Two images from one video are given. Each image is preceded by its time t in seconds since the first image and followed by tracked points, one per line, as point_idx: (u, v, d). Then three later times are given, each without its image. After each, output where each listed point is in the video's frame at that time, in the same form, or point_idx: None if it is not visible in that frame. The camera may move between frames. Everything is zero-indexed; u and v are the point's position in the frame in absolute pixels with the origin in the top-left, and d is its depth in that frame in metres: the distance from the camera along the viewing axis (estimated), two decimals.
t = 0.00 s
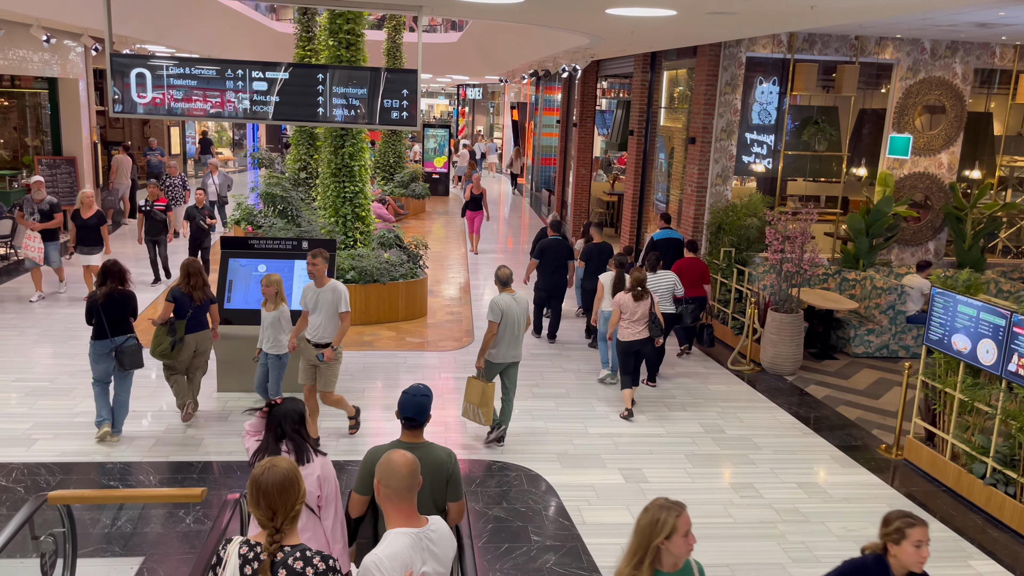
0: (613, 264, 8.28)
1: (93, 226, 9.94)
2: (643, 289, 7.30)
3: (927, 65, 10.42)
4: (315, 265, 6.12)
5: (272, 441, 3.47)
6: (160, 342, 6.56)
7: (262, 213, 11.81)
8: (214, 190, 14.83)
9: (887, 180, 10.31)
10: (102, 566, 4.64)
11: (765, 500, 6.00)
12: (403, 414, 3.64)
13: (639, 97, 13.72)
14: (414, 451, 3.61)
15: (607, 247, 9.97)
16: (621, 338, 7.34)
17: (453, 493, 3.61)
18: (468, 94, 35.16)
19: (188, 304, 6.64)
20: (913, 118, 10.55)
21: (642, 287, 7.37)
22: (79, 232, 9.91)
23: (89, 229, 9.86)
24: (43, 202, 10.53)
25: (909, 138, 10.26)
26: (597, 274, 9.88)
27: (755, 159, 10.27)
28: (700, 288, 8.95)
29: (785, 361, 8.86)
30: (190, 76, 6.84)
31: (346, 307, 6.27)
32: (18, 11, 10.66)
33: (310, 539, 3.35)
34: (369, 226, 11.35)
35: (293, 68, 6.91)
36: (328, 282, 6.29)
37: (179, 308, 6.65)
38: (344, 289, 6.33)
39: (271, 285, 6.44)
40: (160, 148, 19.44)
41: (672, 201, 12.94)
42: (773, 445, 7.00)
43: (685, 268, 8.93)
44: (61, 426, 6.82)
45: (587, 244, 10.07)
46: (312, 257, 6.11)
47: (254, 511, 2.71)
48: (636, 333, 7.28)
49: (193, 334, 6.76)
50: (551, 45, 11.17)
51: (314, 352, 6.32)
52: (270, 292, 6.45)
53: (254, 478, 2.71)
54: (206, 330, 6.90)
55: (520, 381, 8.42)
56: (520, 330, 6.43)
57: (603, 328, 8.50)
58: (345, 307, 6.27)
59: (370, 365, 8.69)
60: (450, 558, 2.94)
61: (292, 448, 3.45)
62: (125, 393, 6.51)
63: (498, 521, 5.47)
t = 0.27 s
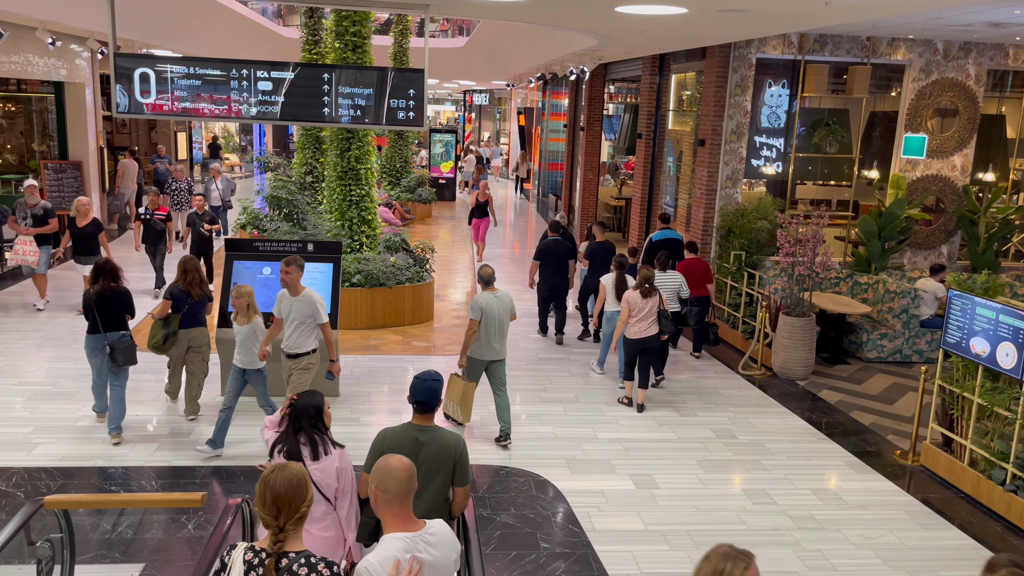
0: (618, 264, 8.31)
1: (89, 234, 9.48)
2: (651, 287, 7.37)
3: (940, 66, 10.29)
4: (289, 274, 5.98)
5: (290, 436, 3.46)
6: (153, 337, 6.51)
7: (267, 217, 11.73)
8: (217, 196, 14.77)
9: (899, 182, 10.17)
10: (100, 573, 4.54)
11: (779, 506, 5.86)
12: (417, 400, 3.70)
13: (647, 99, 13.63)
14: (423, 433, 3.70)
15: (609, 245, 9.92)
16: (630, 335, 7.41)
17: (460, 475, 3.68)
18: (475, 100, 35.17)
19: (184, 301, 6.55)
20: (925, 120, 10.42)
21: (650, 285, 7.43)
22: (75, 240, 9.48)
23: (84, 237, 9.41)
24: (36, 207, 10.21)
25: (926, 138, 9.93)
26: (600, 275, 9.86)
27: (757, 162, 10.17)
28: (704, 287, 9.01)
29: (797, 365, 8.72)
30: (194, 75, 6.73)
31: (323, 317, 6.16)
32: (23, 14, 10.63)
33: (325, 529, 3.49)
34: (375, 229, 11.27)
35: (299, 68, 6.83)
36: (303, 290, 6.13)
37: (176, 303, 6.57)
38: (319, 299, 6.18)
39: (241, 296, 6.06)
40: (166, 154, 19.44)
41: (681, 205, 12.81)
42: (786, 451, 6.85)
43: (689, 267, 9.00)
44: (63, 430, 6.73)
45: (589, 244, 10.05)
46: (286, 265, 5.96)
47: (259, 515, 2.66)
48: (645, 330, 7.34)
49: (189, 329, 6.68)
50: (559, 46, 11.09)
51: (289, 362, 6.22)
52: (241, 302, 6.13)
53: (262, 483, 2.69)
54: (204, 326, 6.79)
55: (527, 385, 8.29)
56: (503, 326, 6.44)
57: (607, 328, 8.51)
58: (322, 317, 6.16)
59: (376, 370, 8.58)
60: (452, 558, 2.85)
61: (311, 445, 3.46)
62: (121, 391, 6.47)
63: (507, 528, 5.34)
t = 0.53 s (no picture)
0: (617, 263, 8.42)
1: (84, 238, 9.36)
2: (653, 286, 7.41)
3: (952, 67, 10.17)
4: (260, 281, 5.51)
5: (314, 415, 3.74)
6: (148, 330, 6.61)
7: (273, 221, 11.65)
8: (221, 200, 14.70)
9: (911, 185, 10.08)
10: None
11: (793, 513, 5.73)
12: (422, 391, 3.75)
13: (655, 102, 13.53)
14: (428, 422, 3.75)
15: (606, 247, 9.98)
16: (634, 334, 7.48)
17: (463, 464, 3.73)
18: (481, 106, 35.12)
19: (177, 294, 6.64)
20: (938, 122, 10.29)
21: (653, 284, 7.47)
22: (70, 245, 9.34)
23: (80, 241, 9.28)
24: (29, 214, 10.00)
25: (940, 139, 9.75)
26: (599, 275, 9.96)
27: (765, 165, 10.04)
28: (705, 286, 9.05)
29: (808, 370, 8.58)
30: (197, 75, 6.64)
31: (295, 329, 5.62)
32: (28, 16, 10.58)
33: (342, 507, 3.72)
34: (381, 233, 11.19)
35: (303, 67, 6.75)
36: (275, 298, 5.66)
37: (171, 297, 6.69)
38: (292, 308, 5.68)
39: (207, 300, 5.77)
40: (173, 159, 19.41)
41: (689, 209, 12.70)
42: (798, 457, 6.72)
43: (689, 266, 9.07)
44: (64, 434, 6.64)
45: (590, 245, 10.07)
46: (258, 270, 5.51)
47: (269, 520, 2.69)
48: (647, 329, 7.42)
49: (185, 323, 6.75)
50: (567, 48, 11.01)
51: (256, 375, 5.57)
52: (208, 307, 5.78)
53: (273, 488, 2.73)
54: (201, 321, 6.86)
55: (535, 390, 8.18)
56: (486, 316, 6.59)
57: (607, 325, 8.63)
58: (294, 328, 5.63)
59: (381, 374, 8.48)
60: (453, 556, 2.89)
61: (333, 425, 3.74)
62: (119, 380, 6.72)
63: (514, 534, 5.22)
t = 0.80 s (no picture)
0: (618, 263, 8.53)
1: (73, 245, 9.00)
2: (656, 282, 7.61)
3: (963, 69, 10.05)
4: (227, 288, 5.07)
5: (321, 403, 3.74)
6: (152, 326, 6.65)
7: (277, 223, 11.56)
8: (225, 204, 14.66)
9: (922, 188, 9.98)
10: None
11: (806, 520, 5.60)
12: (426, 374, 3.77)
13: (662, 105, 13.42)
14: (433, 404, 3.80)
15: (605, 244, 10.15)
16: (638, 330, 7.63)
17: (469, 442, 3.80)
18: (487, 111, 35.10)
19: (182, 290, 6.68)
20: (948, 125, 10.16)
21: (656, 281, 7.66)
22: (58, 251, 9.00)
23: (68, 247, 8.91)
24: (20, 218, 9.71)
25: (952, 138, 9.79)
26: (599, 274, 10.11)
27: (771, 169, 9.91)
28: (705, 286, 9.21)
29: (819, 375, 8.44)
30: (201, 72, 6.55)
31: (264, 336, 5.17)
32: (31, 16, 10.51)
33: (350, 495, 3.68)
34: (386, 236, 11.10)
35: (307, 65, 6.66)
36: (244, 305, 5.22)
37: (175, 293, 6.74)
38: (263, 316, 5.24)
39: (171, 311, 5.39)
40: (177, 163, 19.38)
41: (696, 212, 12.59)
42: (810, 462, 6.59)
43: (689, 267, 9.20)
44: (63, 436, 6.54)
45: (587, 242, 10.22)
46: (223, 278, 5.05)
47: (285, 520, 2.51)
48: (650, 325, 7.57)
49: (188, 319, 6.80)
50: (574, 49, 10.92)
51: (223, 387, 5.19)
52: (174, 320, 5.42)
53: (292, 487, 2.56)
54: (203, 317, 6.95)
55: (541, 393, 8.07)
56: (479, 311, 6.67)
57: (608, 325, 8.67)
58: (261, 336, 5.16)
59: (385, 377, 8.37)
60: (452, 547, 2.78)
61: (339, 411, 3.74)
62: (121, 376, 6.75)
63: (521, 540, 5.10)
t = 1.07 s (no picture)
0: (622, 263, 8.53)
1: (58, 248, 8.86)
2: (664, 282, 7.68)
3: (973, 70, 9.94)
4: (184, 291, 4.65)
5: (314, 387, 3.76)
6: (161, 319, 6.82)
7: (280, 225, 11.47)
8: (226, 208, 14.57)
9: (931, 190, 9.80)
10: None
11: (818, 526, 5.47)
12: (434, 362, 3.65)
13: (668, 107, 13.33)
14: (443, 391, 3.71)
15: (607, 246, 10.06)
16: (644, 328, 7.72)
17: (478, 431, 3.67)
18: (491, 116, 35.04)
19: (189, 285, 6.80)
20: (958, 126, 10.05)
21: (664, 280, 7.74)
22: (42, 254, 8.85)
23: (52, 251, 8.80)
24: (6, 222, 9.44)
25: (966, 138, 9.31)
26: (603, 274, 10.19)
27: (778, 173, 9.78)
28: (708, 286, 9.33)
29: (828, 379, 8.32)
30: (202, 70, 6.45)
31: (227, 340, 4.82)
32: (33, 16, 10.45)
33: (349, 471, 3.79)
34: (389, 237, 11.01)
35: (309, 63, 6.56)
36: (204, 307, 4.82)
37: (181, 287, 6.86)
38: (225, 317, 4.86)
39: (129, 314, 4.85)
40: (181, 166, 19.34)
41: (702, 215, 12.50)
42: (820, 467, 6.47)
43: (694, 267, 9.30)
44: (61, 438, 6.44)
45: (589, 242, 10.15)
46: (180, 281, 4.63)
47: (304, 518, 2.58)
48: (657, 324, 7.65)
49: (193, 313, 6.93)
50: (579, 50, 10.84)
51: (182, 398, 4.80)
52: (136, 324, 4.88)
53: (313, 485, 2.61)
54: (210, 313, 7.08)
55: (546, 397, 7.96)
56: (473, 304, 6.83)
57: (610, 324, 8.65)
58: (226, 339, 4.82)
59: (388, 380, 8.27)
60: (452, 528, 2.84)
61: (333, 393, 3.77)
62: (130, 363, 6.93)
63: (526, 546, 4.99)
